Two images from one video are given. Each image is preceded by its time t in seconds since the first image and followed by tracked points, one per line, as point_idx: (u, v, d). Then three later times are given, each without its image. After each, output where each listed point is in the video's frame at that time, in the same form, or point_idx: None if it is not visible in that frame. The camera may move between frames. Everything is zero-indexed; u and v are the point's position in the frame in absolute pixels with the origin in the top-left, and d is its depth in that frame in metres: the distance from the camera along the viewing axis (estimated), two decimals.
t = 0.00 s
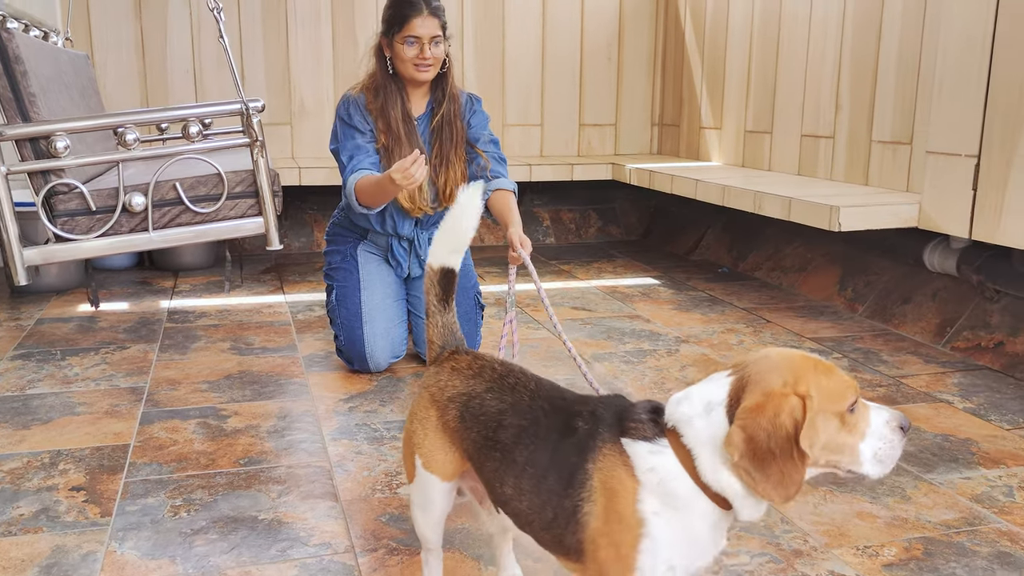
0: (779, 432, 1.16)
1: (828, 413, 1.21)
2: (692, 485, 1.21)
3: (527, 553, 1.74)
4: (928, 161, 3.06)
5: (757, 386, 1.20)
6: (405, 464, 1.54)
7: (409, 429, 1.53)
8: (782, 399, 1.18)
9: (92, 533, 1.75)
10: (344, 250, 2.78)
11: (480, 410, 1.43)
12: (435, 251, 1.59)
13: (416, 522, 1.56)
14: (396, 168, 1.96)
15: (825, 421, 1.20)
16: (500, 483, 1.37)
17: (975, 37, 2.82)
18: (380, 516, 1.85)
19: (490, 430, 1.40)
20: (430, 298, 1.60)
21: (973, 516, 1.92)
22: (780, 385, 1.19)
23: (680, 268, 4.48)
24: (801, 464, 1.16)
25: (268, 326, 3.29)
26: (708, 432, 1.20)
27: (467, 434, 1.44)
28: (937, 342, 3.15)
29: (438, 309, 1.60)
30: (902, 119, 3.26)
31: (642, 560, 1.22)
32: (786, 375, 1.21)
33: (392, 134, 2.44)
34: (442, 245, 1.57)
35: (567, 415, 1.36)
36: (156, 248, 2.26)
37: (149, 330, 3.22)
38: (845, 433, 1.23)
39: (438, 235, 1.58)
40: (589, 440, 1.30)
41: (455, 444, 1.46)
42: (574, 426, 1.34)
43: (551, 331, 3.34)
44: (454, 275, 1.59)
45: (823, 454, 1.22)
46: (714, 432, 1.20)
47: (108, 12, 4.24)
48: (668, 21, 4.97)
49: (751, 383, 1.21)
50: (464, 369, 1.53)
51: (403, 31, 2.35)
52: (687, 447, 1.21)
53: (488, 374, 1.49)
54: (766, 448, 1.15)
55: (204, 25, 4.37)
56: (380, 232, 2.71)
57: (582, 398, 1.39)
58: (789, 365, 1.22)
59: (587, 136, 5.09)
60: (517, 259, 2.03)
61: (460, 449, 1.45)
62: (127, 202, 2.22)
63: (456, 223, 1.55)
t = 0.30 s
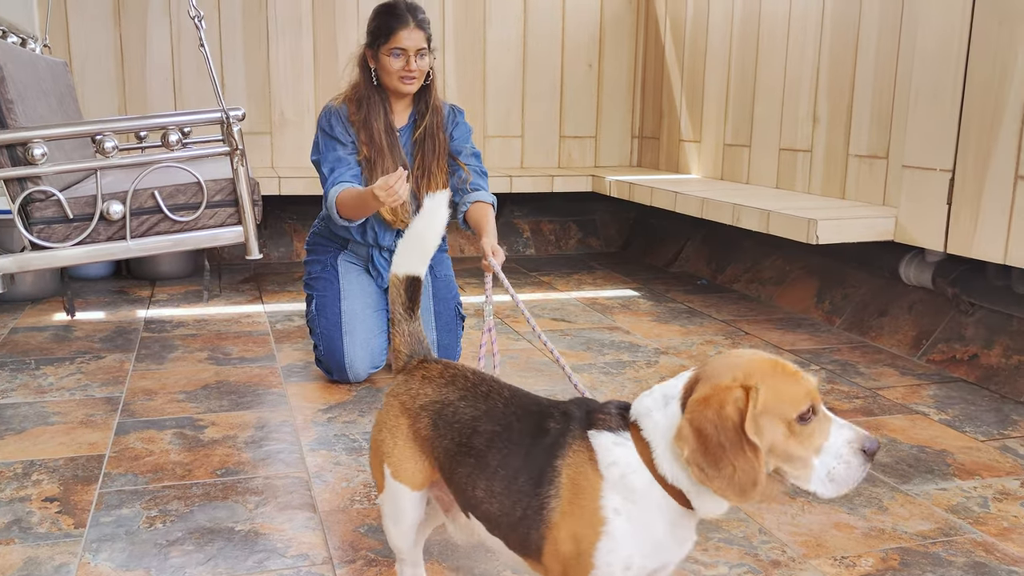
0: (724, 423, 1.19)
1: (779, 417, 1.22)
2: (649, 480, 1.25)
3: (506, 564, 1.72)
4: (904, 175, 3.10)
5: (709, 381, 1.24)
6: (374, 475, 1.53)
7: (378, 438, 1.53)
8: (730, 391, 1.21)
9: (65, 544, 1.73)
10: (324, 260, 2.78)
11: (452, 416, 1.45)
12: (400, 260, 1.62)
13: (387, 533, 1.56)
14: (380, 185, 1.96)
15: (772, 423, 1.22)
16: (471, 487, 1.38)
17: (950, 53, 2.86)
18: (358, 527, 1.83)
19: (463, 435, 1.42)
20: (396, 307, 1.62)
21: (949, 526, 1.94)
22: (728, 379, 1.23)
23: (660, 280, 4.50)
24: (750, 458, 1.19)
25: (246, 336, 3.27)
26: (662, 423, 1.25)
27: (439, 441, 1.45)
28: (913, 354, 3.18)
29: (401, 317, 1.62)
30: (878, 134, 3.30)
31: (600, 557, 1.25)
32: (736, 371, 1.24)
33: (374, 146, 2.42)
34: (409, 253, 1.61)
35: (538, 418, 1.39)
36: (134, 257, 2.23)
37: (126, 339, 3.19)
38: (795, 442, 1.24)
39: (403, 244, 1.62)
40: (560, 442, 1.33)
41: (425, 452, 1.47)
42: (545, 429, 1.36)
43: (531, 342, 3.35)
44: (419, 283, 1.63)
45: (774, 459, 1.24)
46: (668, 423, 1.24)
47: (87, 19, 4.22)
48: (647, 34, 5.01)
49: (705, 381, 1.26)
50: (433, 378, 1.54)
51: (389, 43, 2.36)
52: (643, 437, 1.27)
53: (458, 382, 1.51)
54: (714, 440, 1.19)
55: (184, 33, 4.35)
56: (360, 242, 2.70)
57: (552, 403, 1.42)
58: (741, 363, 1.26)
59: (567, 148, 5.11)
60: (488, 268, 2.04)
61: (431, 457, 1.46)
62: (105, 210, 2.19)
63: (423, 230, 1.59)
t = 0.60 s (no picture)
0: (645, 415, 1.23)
1: (698, 415, 1.22)
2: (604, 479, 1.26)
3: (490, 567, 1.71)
4: (887, 183, 3.13)
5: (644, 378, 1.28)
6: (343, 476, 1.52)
7: (345, 439, 1.52)
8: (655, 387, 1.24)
9: (45, 551, 1.71)
10: (309, 266, 2.74)
11: (420, 413, 1.45)
12: (348, 270, 1.58)
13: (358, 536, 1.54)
14: (370, 182, 1.96)
15: (690, 420, 1.23)
16: (437, 483, 1.38)
17: (932, 62, 2.89)
18: (342, 533, 1.82)
19: (431, 431, 1.42)
20: (349, 315, 1.59)
21: (932, 532, 1.95)
22: (659, 374, 1.27)
23: (644, 286, 4.51)
24: (665, 452, 1.21)
25: (230, 342, 3.25)
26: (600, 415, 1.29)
27: (408, 439, 1.44)
28: (896, 361, 3.20)
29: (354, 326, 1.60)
30: (861, 142, 3.33)
31: (568, 555, 1.25)
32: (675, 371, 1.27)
33: (360, 149, 2.43)
34: (357, 262, 1.57)
35: (504, 415, 1.40)
36: (116, 262, 2.21)
37: (108, 345, 3.17)
38: (715, 443, 1.21)
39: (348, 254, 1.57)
40: (524, 438, 1.34)
41: (393, 452, 1.46)
42: (510, 425, 1.37)
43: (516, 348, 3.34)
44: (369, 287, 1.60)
45: (697, 460, 1.23)
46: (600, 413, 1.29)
47: (70, 22, 4.19)
48: (633, 42, 5.03)
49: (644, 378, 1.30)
50: (400, 379, 1.54)
51: (375, 47, 2.36)
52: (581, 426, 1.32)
53: (425, 380, 1.52)
54: (634, 429, 1.23)
55: (169, 38, 4.33)
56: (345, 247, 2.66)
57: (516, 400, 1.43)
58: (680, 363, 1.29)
59: (553, 154, 5.12)
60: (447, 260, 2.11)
61: (399, 456, 1.46)
62: (87, 214, 2.18)
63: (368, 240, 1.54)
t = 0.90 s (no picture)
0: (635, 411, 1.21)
1: (689, 398, 1.23)
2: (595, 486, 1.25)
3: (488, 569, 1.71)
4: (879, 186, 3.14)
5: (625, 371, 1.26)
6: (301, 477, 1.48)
7: (309, 441, 1.48)
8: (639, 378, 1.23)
9: (37, 552, 1.70)
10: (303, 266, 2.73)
11: (386, 417, 1.43)
12: (310, 272, 1.55)
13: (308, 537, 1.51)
14: (368, 170, 2.04)
15: (681, 404, 1.23)
16: (403, 489, 1.37)
17: (925, 66, 2.91)
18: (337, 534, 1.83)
19: (397, 435, 1.40)
20: (313, 318, 1.55)
21: (926, 533, 1.96)
22: (638, 368, 1.25)
23: (637, 289, 4.51)
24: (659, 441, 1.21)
25: (222, 343, 3.24)
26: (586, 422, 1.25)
27: (373, 442, 1.42)
28: (888, 363, 3.21)
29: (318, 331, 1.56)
30: (854, 145, 3.34)
31: (563, 552, 1.26)
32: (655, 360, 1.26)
33: (355, 149, 2.42)
34: (319, 263, 1.54)
35: (471, 421, 1.37)
36: (109, 262, 2.20)
37: (100, 346, 3.15)
38: (710, 420, 1.24)
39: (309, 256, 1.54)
40: (493, 446, 1.32)
41: (358, 456, 1.43)
42: (476, 432, 1.35)
43: (509, 350, 3.34)
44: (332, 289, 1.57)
45: (688, 440, 1.25)
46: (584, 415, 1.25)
47: (63, 23, 4.18)
48: (626, 46, 5.04)
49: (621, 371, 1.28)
50: (366, 380, 1.51)
51: (369, 46, 2.36)
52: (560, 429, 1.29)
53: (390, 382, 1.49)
54: (623, 426, 1.21)
55: (162, 38, 4.32)
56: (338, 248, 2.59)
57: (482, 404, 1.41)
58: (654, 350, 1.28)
59: (546, 157, 5.12)
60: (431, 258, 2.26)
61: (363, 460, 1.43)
62: (81, 214, 2.17)
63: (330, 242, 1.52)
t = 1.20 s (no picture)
0: (637, 365, 1.31)
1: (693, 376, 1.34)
2: (587, 444, 1.30)
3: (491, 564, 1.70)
4: (881, 182, 3.13)
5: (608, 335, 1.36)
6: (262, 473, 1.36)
7: (266, 435, 1.35)
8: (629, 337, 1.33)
9: (38, 544, 1.69)
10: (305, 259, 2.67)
11: (361, 401, 1.33)
12: (235, 265, 1.45)
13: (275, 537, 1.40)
14: (370, 163, 2.03)
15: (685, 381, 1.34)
16: (395, 472, 1.30)
17: (927, 63, 2.90)
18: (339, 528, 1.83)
19: (379, 418, 1.32)
20: (246, 314, 1.45)
21: (930, 527, 1.95)
22: (659, 349, 1.32)
23: (638, 287, 4.51)
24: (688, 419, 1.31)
25: (222, 339, 3.23)
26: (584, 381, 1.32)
27: (349, 430, 1.33)
28: (890, 360, 3.21)
29: (254, 328, 1.44)
30: (856, 143, 3.33)
31: (564, 510, 1.28)
32: (633, 324, 1.37)
33: (356, 143, 2.41)
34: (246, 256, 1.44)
35: (455, 395, 1.34)
36: (110, 255, 2.19)
37: (99, 341, 3.14)
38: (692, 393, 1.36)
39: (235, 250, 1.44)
40: (491, 418, 1.31)
41: (330, 446, 1.33)
42: (468, 406, 1.33)
43: (511, 347, 3.34)
44: (262, 282, 1.48)
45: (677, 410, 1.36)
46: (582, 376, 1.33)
47: (62, 19, 4.16)
48: (626, 44, 5.04)
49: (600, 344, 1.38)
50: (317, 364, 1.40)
51: (369, 44, 2.35)
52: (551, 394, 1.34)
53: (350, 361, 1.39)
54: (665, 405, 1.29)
55: (162, 35, 4.31)
56: (342, 243, 2.49)
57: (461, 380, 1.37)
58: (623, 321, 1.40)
59: (546, 156, 5.12)
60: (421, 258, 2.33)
61: (337, 450, 1.33)
62: (83, 207, 2.15)
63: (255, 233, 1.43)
